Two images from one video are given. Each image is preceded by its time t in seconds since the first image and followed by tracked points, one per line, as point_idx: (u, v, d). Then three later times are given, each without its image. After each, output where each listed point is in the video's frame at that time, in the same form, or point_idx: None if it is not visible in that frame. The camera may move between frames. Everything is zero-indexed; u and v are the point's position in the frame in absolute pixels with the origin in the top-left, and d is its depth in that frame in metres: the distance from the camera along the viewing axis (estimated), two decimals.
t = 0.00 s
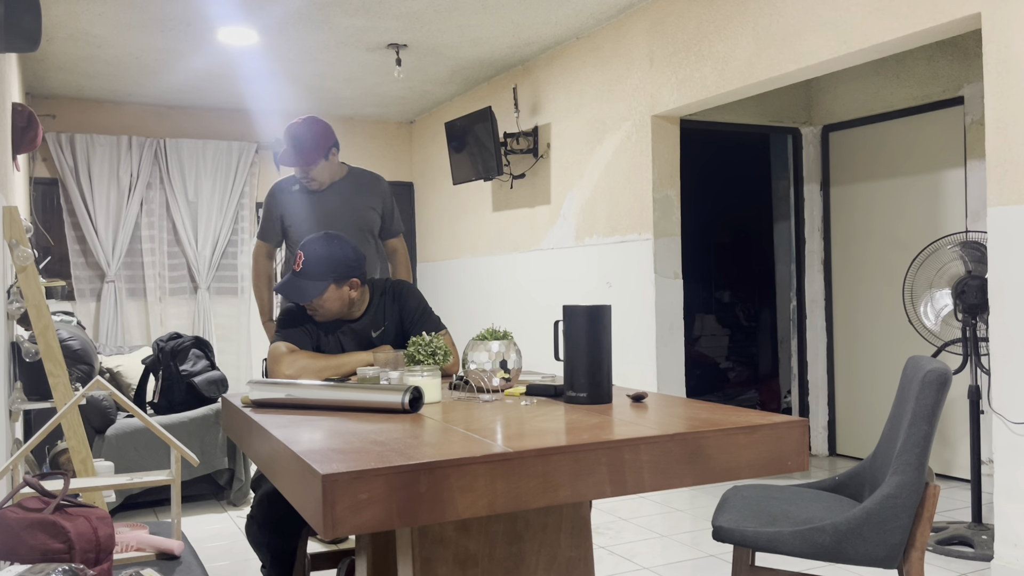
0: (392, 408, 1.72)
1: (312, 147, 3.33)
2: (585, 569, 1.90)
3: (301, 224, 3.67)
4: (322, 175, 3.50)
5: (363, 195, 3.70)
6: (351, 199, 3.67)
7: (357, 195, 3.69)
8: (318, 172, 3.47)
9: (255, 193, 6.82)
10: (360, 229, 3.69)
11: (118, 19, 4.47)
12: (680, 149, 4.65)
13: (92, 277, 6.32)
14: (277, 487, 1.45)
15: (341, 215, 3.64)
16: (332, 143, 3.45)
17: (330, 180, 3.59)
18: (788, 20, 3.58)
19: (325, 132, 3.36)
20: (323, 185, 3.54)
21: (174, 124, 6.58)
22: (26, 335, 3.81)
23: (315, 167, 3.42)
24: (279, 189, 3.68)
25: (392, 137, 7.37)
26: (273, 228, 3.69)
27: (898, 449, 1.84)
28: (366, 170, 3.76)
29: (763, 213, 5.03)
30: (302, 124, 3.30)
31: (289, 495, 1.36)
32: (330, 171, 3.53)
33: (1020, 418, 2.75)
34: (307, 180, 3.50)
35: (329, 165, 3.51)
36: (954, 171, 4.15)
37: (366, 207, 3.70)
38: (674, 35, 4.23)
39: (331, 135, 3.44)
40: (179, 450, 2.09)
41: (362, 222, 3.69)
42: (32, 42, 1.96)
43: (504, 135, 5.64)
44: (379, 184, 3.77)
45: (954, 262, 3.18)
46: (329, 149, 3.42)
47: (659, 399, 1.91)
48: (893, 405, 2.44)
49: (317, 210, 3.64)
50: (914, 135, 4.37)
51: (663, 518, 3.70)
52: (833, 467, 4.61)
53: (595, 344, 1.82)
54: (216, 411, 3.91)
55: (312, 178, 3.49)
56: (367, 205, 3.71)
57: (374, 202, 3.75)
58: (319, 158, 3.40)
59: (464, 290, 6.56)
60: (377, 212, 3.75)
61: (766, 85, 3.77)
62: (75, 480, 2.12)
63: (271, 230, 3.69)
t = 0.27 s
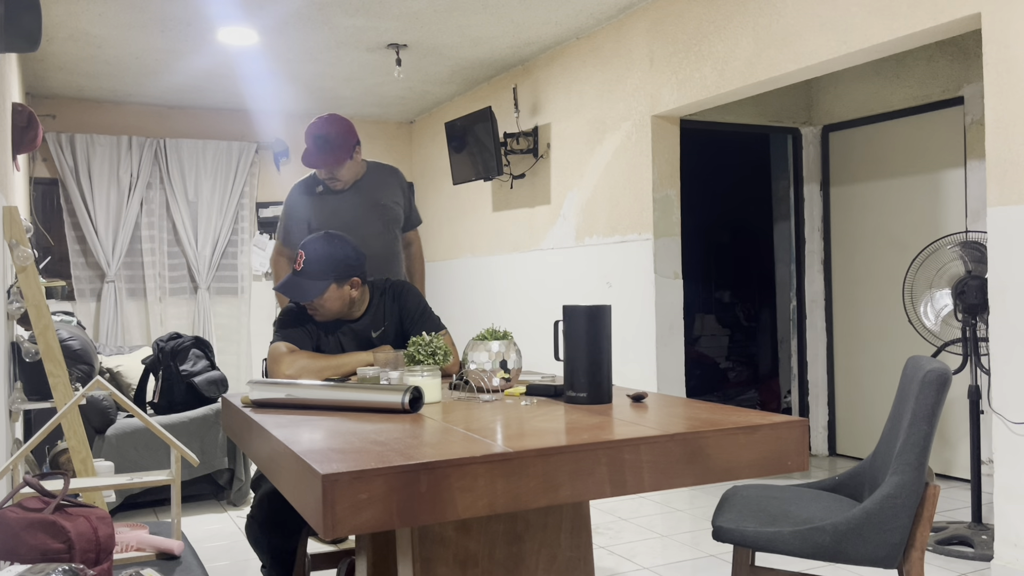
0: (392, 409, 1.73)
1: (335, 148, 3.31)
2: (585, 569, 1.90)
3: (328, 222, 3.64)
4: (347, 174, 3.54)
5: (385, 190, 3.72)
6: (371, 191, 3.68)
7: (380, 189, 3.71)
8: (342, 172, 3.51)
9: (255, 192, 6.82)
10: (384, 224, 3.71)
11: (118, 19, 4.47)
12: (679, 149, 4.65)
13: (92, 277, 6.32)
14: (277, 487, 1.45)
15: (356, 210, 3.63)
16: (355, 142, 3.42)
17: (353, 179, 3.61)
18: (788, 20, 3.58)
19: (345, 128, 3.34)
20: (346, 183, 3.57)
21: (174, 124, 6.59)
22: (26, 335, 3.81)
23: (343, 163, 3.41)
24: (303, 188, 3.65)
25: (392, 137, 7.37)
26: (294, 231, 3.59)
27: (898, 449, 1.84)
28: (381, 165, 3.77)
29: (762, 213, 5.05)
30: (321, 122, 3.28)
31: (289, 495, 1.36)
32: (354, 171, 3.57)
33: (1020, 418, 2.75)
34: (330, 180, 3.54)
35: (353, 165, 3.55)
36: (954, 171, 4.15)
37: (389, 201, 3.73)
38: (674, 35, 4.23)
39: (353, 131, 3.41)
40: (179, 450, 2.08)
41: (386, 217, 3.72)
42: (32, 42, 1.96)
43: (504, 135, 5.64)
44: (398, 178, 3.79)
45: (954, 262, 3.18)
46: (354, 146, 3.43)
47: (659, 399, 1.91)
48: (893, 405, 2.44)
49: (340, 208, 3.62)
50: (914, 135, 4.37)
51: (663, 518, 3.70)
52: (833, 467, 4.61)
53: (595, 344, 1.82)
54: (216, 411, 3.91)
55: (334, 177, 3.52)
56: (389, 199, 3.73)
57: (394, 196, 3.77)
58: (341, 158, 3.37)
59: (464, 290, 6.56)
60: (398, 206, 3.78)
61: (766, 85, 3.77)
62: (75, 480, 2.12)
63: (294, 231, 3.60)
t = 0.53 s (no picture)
0: (392, 409, 1.73)
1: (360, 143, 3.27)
2: (585, 569, 1.90)
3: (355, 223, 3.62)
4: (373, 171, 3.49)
5: (411, 185, 3.71)
6: (397, 188, 3.66)
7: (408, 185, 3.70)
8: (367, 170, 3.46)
9: (255, 192, 6.82)
10: (410, 219, 3.69)
11: (118, 19, 4.47)
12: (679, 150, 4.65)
13: (92, 277, 6.32)
14: (277, 487, 1.45)
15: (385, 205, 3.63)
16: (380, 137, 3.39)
17: (380, 176, 3.58)
18: (789, 19, 3.58)
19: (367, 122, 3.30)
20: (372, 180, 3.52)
21: (174, 124, 6.58)
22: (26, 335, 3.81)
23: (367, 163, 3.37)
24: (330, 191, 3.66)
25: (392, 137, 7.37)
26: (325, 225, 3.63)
27: (898, 449, 1.84)
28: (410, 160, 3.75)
29: (762, 213, 5.06)
30: (344, 120, 3.25)
31: (289, 495, 1.36)
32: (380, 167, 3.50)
33: (1020, 418, 2.75)
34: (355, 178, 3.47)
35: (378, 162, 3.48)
36: (954, 171, 4.15)
37: (416, 196, 3.71)
38: (674, 35, 4.23)
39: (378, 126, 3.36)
40: (179, 450, 2.08)
41: (413, 213, 3.70)
42: (32, 43, 1.96)
43: (504, 135, 5.64)
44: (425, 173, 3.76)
45: (954, 262, 3.18)
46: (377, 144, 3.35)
47: (659, 399, 1.91)
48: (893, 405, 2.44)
49: (368, 203, 3.61)
50: (914, 135, 4.37)
51: (663, 518, 3.70)
52: (833, 467, 4.61)
53: (595, 344, 1.82)
54: (216, 411, 3.91)
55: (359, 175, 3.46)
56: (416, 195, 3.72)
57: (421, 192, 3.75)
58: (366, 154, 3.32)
59: (464, 290, 6.56)
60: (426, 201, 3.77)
61: (766, 85, 3.77)
62: (75, 480, 2.12)
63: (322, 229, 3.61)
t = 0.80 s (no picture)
0: (392, 408, 1.72)
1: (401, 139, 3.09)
2: (585, 569, 1.90)
3: (394, 218, 3.12)
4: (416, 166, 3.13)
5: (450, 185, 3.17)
6: (438, 186, 3.14)
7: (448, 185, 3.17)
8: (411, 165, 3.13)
9: (255, 192, 6.81)
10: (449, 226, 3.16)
11: (118, 19, 4.47)
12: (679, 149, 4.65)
13: (92, 277, 6.32)
14: (278, 487, 1.45)
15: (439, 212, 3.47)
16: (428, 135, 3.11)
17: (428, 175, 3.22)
18: (788, 20, 3.58)
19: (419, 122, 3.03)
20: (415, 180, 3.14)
21: (174, 124, 6.58)
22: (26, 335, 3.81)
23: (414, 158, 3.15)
24: (369, 184, 3.18)
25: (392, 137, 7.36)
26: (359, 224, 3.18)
27: (898, 449, 1.84)
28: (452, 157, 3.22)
29: (761, 213, 5.01)
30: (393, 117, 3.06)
31: (289, 495, 1.36)
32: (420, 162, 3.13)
33: (1020, 418, 2.75)
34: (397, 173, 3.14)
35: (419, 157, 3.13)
36: (954, 171, 4.15)
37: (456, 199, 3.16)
38: (674, 35, 4.22)
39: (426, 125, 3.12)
40: (179, 450, 2.08)
41: (452, 219, 3.16)
42: (32, 43, 1.96)
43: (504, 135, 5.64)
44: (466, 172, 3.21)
45: (954, 262, 3.18)
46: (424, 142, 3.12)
47: (659, 399, 1.91)
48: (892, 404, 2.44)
49: (406, 204, 3.12)
50: (914, 135, 4.37)
51: (663, 518, 3.70)
52: (833, 467, 4.61)
53: (595, 344, 1.82)
54: (216, 411, 3.91)
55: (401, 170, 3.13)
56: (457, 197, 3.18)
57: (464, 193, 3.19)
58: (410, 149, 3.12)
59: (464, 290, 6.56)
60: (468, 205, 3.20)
61: (766, 85, 3.77)
62: (75, 480, 2.12)
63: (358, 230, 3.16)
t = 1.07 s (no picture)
0: (392, 408, 1.73)
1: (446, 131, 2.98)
2: (585, 569, 1.90)
3: (434, 209, 3.14)
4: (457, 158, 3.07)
5: (497, 177, 3.19)
6: (484, 179, 3.17)
7: (494, 177, 3.19)
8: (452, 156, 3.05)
9: (255, 192, 6.81)
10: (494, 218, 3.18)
11: (118, 19, 4.47)
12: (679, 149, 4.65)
13: (92, 277, 6.32)
14: (278, 487, 1.45)
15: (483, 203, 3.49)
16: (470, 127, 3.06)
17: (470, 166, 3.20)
18: (788, 20, 3.58)
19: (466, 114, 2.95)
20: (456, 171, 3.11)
21: (174, 124, 6.58)
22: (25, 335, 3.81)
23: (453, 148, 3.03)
24: (412, 177, 3.21)
25: (392, 137, 7.36)
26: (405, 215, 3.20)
27: (898, 449, 1.84)
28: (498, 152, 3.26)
29: (762, 213, 5.02)
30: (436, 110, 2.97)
31: (289, 495, 1.36)
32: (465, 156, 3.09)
33: (1020, 418, 2.75)
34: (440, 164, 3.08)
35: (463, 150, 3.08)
36: (954, 171, 4.15)
37: (502, 191, 3.20)
38: (674, 35, 4.22)
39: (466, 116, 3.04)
40: (179, 449, 2.08)
41: (497, 210, 3.18)
42: (32, 42, 1.96)
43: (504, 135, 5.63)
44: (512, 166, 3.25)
45: (954, 262, 3.18)
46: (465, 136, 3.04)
47: (659, 399, 1.91)
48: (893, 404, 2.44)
49: (451, 194, 3.13)
50: (914, 135, 4.37)
51: (663, 518, 3.70)
52: (833, 467, 4.61)
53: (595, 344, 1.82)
54: (216, 411, 3.91)
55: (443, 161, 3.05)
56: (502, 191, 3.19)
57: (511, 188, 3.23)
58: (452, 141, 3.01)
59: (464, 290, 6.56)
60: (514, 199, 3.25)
61: (766, 85, 3.77)
62: (75, 480, 2.12)
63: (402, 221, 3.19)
